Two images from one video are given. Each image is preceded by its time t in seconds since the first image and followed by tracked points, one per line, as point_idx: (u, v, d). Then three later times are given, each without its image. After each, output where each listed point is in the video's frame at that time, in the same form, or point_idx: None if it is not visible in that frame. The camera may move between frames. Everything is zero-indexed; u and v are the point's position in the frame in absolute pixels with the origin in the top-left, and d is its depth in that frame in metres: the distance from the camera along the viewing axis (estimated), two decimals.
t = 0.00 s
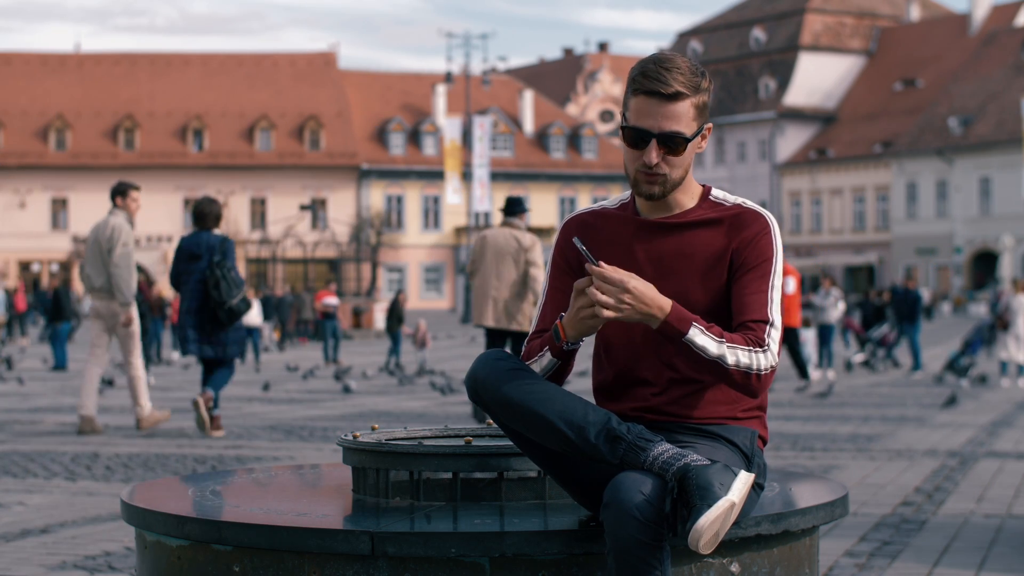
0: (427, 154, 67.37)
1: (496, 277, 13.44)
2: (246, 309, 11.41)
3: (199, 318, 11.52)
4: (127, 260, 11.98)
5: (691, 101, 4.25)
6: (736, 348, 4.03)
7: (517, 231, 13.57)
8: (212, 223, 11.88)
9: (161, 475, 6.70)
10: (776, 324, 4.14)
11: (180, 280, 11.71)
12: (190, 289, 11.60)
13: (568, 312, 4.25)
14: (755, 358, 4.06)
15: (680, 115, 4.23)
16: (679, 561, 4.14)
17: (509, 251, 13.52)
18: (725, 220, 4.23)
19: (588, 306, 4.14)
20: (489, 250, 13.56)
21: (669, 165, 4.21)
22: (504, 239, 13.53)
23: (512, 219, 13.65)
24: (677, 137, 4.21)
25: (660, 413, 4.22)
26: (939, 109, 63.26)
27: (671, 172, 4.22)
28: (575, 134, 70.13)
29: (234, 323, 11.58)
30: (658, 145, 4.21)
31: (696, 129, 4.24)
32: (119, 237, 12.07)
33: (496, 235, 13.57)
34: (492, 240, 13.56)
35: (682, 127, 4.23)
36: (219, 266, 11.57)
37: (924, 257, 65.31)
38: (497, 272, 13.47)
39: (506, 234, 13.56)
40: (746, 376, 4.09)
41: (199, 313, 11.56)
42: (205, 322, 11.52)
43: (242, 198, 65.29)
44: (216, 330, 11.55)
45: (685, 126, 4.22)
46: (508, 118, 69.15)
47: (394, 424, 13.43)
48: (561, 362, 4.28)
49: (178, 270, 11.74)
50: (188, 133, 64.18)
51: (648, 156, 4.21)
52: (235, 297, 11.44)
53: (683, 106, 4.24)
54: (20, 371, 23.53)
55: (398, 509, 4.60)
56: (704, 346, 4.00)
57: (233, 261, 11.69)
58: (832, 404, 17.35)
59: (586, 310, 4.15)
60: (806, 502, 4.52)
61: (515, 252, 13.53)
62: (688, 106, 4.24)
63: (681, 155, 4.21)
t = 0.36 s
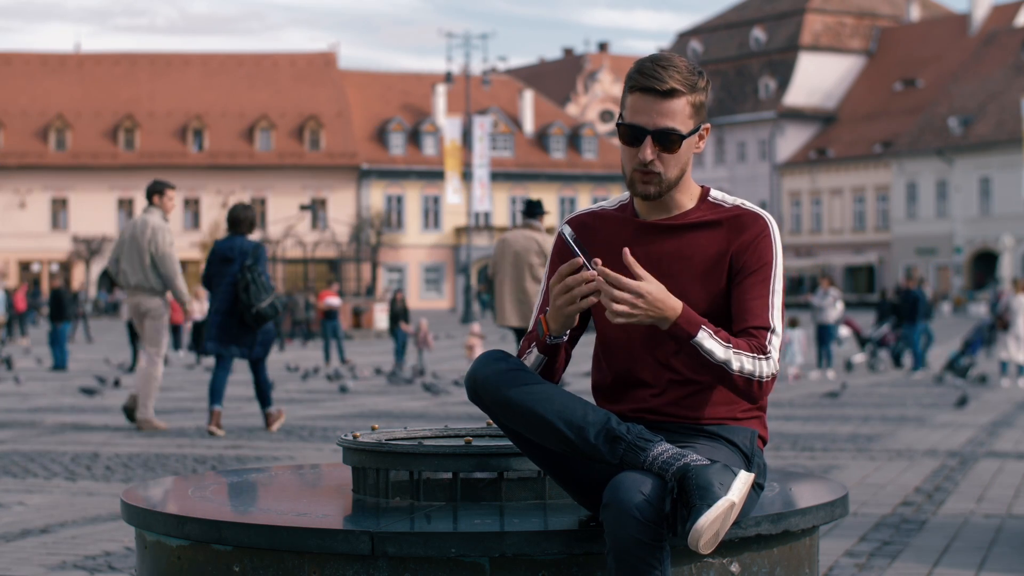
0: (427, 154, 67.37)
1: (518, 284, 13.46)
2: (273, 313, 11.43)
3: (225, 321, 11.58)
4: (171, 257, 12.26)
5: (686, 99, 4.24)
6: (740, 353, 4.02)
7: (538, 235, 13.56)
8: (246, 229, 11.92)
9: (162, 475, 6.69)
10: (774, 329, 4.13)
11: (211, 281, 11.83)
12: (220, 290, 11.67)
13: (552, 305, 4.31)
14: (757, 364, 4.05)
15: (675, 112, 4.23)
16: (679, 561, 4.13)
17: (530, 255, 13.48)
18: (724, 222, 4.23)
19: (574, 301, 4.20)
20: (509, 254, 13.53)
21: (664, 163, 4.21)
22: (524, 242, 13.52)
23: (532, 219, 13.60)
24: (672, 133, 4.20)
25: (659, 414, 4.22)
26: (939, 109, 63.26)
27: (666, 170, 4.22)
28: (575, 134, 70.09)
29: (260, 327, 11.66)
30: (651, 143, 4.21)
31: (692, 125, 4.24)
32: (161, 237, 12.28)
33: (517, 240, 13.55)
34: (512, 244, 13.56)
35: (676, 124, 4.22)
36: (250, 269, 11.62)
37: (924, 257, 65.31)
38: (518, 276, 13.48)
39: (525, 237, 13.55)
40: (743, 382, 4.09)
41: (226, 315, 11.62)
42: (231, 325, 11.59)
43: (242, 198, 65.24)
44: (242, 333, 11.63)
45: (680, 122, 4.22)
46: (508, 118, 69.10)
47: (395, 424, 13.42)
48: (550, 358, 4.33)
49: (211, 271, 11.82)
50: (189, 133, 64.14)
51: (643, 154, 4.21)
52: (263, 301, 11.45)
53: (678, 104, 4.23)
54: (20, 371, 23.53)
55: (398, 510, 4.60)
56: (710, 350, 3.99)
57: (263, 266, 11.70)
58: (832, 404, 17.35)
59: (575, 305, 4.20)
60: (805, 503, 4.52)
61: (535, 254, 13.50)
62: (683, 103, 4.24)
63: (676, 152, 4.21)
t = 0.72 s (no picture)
0: (428, 154, 67.40)
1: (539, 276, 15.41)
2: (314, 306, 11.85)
3: (265, 312, 11.91)
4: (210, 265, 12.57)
5: (685, 85, 4.30)
6: (737, 361, 4.03)
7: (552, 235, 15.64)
8: (280, 225, 12.15)
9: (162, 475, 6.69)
10: (778, 333, 4.13)
11: (245, 276, 11.98)
12: (256, 285, 11.89)
13: (545, 299, 4.30)
14: (756, 373, 4.06)
15: (674, 96, 4.28)
16: (680, 561, 4.13)
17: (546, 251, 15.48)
18: (725, 225, 4.23)
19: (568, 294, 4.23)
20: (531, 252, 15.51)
21: (669, 148, 4.26)
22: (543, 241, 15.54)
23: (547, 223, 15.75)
24: (674, 116, 4.26)
25: (659, 416, 4.22)
26: (939, 109, 63.23)
27: (667, 158, 4.27)
28: (575, 134, 70.05)
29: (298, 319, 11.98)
30: (654, 129, 4.26)
31: (692, 111, 4.29)
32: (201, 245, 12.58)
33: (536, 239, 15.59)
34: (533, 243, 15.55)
35: (677, 106, 4.28)
36: (293, 262, 11.97)
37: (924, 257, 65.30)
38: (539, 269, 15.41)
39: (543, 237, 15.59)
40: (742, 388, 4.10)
41: (265, 308, 11.93)
42: (272, 316, 11.92)
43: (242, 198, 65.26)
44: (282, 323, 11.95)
45: (680, 104, 4.27)
46: (508, 119, 69.09)
47: (395, 424, 13.42)
48: (542, 357, 4.29)
49: (247, 265, 11.98)
50: (188, 133, 64.18)
51: (645, 140, 4.27)
52: (306, 294, 11.85)
53: (677, 89, 4.28)
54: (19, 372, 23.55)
55: (398, 510, 4.60)
56: (711, 358, 3.99)
57: (302, 259, 12.06)
58: (833, 404, 17.35)
59: (572, 299, 4.18)
60: (806, 503, 4.52)
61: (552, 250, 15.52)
62: (681, 90, 4.29)
63: (678, 134, 4.26)
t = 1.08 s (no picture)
0: (427, 154, 67.36)
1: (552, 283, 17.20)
2: (334, 310, 12.10)
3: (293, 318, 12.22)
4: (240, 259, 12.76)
5: (694, 82, 4.31)
6: (729, 363, 4.05)
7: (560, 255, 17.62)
8: (300, 231, 12.50)
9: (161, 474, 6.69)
10: (773, 334, 4.13)
11: (271, 283, 12.39)
12: (280, 291, 12.28)
13: (550, 299, 4.27)
14: (747, 373, 4.08)
15: (685, 90, 4.29)
16: (679, 561, 4.13)
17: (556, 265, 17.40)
18: (725, 223, 4.23)
19: (572, 293, 4.19)
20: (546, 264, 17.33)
21: (676, 145, 4.27)
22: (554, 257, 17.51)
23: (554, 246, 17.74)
24: (685, 110, 4.27)
25: (657, 415, 4.23)
26: (939, 109, 63.23)
27: (675, 153, 4.27)
28: (575, 134, 69.97)
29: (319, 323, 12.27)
30: (664, 122, 4.27)
31: (699, 107, 4.30)
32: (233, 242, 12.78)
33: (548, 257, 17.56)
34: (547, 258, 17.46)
35: (687, 100, 4.29)
36: (310, 270, 12.28)
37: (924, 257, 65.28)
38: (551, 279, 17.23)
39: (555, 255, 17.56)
40: (736, 388, 4.12)
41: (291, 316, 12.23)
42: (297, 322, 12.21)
43: (242, 197, 65.17)
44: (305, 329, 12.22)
45: (689, 99, 4.28)
46: (508, 118, 68.97)
47: (394, 424, 13.44)
48: (544, 355, 4.26)
49: (272, 274, 12.40)
50: (189, 133, 64.19)
51: (656, 131, 4.26)
52: (325, 298, 12.13)
53: (685, 87, 4.29)
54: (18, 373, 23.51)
55: (398, 509, 4.60)
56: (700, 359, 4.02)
57: (321, 266, 12.36)
58: (832, 404, 17.36)
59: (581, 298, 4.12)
60: (805, 503, 4.52)
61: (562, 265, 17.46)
62: (691, 87, 4.30)
63: (687, 130, 4.28)
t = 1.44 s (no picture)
0: (428, 154, 67.40)
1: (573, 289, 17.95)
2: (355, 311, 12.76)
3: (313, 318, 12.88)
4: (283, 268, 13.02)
5: (699, 85, 4.30)
6: (731, 366, 4.05)
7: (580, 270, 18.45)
8: (327, 233, 13.05)
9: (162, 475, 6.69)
10: (774, 338, 4.13)
11: (296, 282, 13.01)
12: (305, 292, 12.90)
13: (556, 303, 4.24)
14: (750, 376, 4.08)
15: (689, 95, 4.28)
16: (679, 562, 4.13)
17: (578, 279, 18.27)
18: (727, 226, 4.23)
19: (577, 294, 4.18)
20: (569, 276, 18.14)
21: (682, 148, 4.27)
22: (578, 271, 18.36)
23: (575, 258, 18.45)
24: (690, 114, 4.27)
25: (658, 415, 4.22)
26: (939, 109, 63.25)
27: (681, 157, 4.27)
28: (575, 134, 69.93)
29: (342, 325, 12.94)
30: (670, 125, 4.25)
31: (704, 111, 4.29)
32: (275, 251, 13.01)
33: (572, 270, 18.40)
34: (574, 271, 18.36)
35: (692, 105, 4.28)
36: (333, 271, 12.86)
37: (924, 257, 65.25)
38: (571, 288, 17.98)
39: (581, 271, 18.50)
40: (738, 390, 4.12)
41: (313, 313, 12.90)
42: (317, 321, 12.88)
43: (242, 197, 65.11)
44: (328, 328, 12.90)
45: (694, 103, 4.27)
46: (508, 118, 68.91)
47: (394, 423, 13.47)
48: (549, 353, 4.25)
49: (296, 275, 13.01)
50: (189, 133, 64.24)
51: (661, 135, 4.26)
52: (346, 300, 12.76)
53: (690, 89, 4.28)
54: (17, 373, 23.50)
55: (398, 509, 4.59)
56: (699, 364, 4.02)
57: (344, 268, 12.96)
58: (833, 404, 17.36)
59: (586, 301, 4.09)
60: (805, 502, 4.52)
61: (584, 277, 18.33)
62: (695, 90, 4.29)
63: (693, 133, 4.27)
